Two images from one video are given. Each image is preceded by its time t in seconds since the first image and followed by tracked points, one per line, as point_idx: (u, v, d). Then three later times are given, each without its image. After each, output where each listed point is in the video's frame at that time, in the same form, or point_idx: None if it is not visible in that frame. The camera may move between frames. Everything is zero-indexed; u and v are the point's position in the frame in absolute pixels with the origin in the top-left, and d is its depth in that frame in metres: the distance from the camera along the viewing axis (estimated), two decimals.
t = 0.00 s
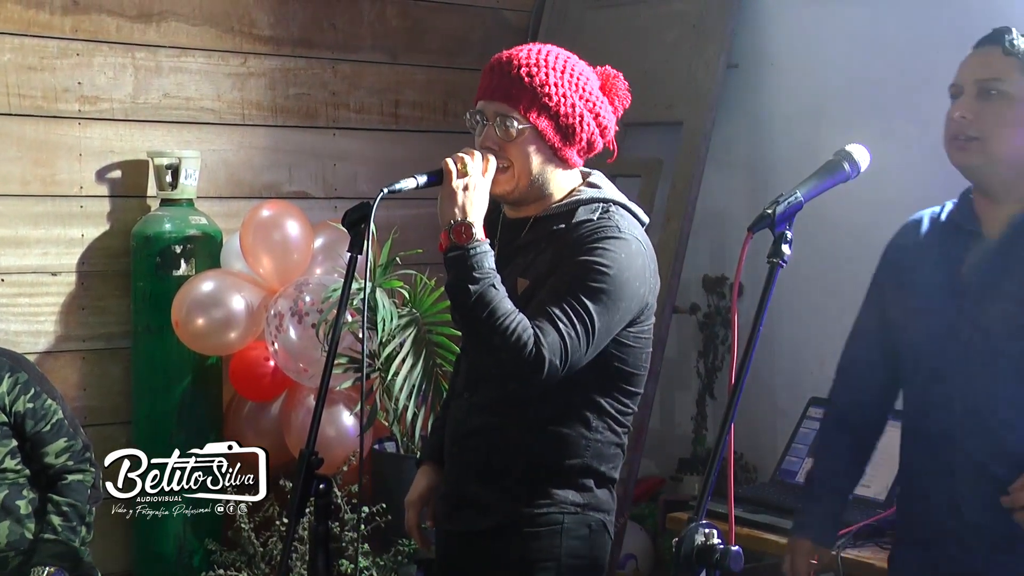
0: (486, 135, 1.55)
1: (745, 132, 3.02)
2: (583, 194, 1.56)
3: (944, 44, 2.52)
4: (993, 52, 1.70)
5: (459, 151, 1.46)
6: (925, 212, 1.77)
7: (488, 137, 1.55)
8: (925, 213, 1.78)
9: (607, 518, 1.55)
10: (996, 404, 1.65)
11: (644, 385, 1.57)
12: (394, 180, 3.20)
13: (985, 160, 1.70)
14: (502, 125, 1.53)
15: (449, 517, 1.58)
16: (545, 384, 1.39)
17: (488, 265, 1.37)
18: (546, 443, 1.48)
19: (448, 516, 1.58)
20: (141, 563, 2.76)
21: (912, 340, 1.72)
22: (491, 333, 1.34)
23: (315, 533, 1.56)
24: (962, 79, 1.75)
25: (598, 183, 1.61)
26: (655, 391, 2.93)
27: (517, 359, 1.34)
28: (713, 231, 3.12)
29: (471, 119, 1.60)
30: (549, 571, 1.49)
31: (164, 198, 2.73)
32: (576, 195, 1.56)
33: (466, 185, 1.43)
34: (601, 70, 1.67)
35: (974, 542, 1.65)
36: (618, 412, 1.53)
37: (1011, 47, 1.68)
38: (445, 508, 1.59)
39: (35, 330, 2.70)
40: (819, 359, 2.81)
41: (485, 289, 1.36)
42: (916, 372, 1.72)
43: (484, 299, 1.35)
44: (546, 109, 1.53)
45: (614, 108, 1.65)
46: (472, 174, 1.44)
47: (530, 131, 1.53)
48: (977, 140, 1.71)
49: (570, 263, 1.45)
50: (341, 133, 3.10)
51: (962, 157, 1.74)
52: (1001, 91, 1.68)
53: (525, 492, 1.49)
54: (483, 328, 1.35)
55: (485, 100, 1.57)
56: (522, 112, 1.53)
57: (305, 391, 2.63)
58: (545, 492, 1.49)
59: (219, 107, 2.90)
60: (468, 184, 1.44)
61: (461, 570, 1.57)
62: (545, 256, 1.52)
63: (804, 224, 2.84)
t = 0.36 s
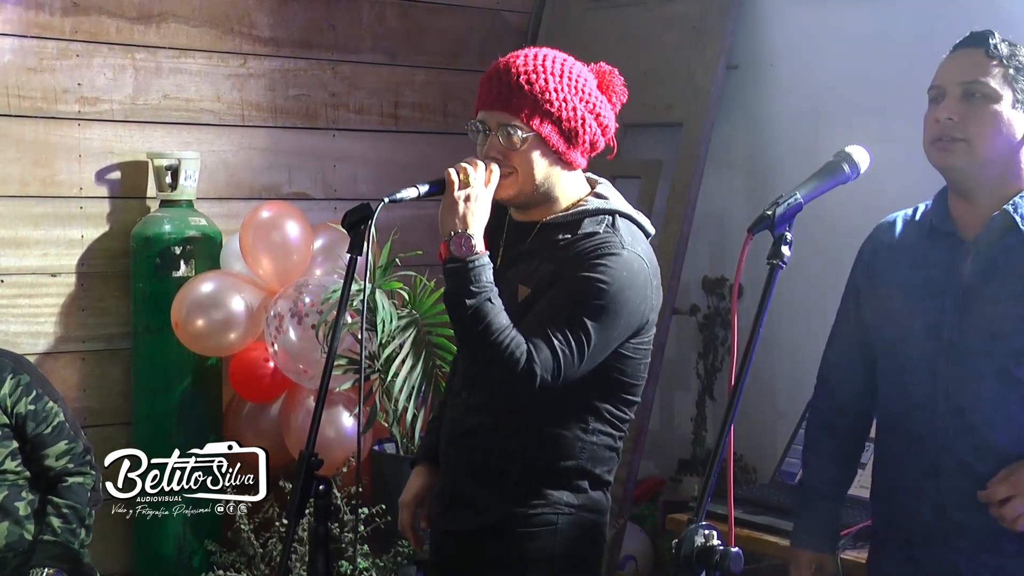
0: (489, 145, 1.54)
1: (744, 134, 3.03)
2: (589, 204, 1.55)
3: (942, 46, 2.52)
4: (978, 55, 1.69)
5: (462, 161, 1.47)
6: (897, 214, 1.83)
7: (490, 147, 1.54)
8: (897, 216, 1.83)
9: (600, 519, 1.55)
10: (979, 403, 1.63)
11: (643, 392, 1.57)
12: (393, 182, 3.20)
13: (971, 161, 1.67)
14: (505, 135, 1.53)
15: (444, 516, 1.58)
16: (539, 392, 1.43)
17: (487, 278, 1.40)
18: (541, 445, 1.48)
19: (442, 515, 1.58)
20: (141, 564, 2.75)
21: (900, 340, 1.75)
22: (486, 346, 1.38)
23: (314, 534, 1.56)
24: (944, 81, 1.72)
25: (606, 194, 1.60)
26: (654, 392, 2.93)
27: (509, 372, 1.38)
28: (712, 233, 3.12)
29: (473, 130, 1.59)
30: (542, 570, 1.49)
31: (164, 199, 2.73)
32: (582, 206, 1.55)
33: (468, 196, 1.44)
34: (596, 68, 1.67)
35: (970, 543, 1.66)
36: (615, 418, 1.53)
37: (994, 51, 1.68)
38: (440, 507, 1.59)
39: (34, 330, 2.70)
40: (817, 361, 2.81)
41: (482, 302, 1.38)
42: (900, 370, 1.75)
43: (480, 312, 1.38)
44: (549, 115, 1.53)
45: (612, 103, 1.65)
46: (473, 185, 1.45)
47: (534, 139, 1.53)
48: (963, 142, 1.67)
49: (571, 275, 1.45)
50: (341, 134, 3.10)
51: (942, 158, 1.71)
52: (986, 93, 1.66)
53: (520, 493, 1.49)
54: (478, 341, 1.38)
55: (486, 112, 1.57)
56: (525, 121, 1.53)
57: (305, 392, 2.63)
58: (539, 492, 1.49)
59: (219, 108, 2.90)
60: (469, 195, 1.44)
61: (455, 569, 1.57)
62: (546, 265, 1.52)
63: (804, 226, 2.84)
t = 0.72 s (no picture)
0: (488, 147, 1.54)
1: (745, 134, 3.02)
2: (595, 205, 1.55)
3: (943, 47, 2.52)
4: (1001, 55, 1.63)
5: (460, 165, 1.46)
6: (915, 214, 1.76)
7: (489, 149, 1.54)
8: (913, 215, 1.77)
9: (603, 520, 1.55)
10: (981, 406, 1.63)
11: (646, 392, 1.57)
12: (393, 182, 3.20)
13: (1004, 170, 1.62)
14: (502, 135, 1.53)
15: (445, 516, 1.58)
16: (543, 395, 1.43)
17: (487, 282, 1.41)
18: (543, 445, 1.48)
19: (443, 516, 1.58)
20: (141, 564, 2.75)
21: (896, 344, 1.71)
22: (488, 350, 1.38)
23: (314, 535, 1.56)
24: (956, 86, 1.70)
25: (611, 196, 1.60)
26: (654, 392, 2.93)
27: (513, 376, 1.38)
28: (713, 233, 3.12)
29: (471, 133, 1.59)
30: (544, 570, 1.49)
31: (163, 200, 2.73)
32: (587, 207, 1.55)
33: (467, 199, 1.44)
34: (592, 66, 1.67)
35: (988, 550, 1.61)
36: (617, 417, 1.53)
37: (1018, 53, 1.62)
38: (441, 507, 1.59)
39: (35, 330, 2.70)
40: (818, 362, 2.81)
41: (484, 307, 1.39)
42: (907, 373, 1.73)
43: (481, 317, 1.38)
44: (546, 111, 1.53)
45: (610, 100, 1.65)
46: (472, 189, 1.45)
47: (533, 136, 1.53)
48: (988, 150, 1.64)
49: (575, 276, 1.45)
50: (341, 134, 3.10)
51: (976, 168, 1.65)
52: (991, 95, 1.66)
53: (521, 492, 1.49)
54: (480, 345, 1.39)
55: (483, 113, 1.57)
56: (523, 118, 1.53)
57: (305, 392, 2.63)
58: (541, 492, 1.49)
59: (219, 108, 2.90)
60: (468, 198, 1.44)
61: (455, 569, 1.57)
62: (549, 266, 1.52)
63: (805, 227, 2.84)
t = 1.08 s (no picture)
0: (484, 133, 1.54)
1: (744, 133, 3.02)
2: (580, 195, 1.55)
3: (942, 47, 2.52)
4: None
5: (457, 149, 1.45)
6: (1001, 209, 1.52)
7: (484, 135, 1.54)
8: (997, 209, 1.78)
9: (607, 519, 1.55)
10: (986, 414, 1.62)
11: (644, 383, 1.56)
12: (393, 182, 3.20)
13: None
14: (501, 122, 1.52)
15: (448, 518, 1.58)
16: (546, 384, 1.38)
17: (489, 261, 1.37)
18: (546, 442, 1.48)
19: (447, 518, 1.58)
20: (140, 564, 2.75)
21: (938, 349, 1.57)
22: (494, 330, 1.33)
23: (314, 536, 1.55)
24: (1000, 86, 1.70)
25: (595, 184, 1.60)
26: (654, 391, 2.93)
27: (520, 357, 1.33)
28: (712, 233, 3.12)
29: (467, 118, 1.58)
30: (550, 571, 1.49)
31: (162, 199, 2.72)
32: (574, 197, 1.55)
33: (465, 182, 1.42)
34: (591, 75, 1.67)
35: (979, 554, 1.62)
36: (618, 410, 1.52)
37: None
38: (444, 509, 1.59)
39: (34, 331, 2.70)
40: (817, 361, 2.81)
41: (488, 285, 1.35)
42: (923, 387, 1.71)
43: (486, 296, 1.34)
44: (546, 106, 1.53)
45: (605, 110, 1.65)
46: (470, 171, 1.43)
47: (529, 128, 1.52)
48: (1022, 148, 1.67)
49: (569, 264, 1.45)
50: (340, 134, 3.10)
51: None
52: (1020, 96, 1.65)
53: (526, 492, 1.49)
54: (486, 325, 1.34)
55: (484, 98, 1.56)
56: (523, 109, 1.52)
57: (304, 391, 2.63)
58: (545, 492, 1.48)
59: (218, 108, 2.90)
60: (466, 181, 1.42)
61: (458, 571, 1.57)
62: (544, 259, 1.52)
63: (803, 227, 2.84)
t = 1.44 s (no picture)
0: (482, 128, 1.53)
1: (745, 131, 3.02)
2: (573, 189, 1.56)
3: (942, 47, 2.53)
4: None
5: (458, 137, 1.45)
6: None
7: (483, 129, 1.53)
8: None
9: (607, 517, 1.55)
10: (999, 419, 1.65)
11: (641, 377, 1.56)
12: (392, 181, 3.20)
13: None
14: (499, 118, 1.52)
15: (448, 517, 1.58)
16: (541, 374, 1.36)
17: (486, 250, 1.36)
18: (544, 439, 1.47)
19: (448, 517, 1.58)
20: (140, 563, 2.75)
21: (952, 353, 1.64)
22: (489, 318, 1.32)
23: (314, 534, 1.55)
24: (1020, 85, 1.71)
25: (587, 179, 1.60)
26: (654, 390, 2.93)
27: (515, 345, 1.31)
28: (712, 232, 3.11)
29: (465, 113, 1.58)
30: (549, 570, 1.49)
31: (163, 198, 2.72)
32: (566, 192, 1.56)
33: (464, 170, 1.42)
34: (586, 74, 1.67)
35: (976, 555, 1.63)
36: (616, 405, 1.52)
37: None
38: (444, 509, 1.59)
39: (34, 329, 2.69)
40: (817, 361, 2.81)
41: (484, 273, 1.34)
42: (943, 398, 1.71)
43: (482, 283, 1.33)
44: (544, 101, 1.54)
45: (601, 109, 1.65)
46: (470, 159, 1.43)
47: (527, 123, 1.52)
48: None
49: (563, 256, 1.45)
50: (340, 133, 3.10)
51: None
52: None
53: (526, 491, 1.49)
54: (481, 312, 1.32)
55: (481, 93, 1.56)
56: (522, 103, 1.52)
57: (305, 390, 2.63)
58: (545, 491, 1.48)
59: (218, 106, 2.90)
60: (465, 170, 1.42)
61: (458, 570, 1.57)
62: (539, 254, 1.52)
63: (804, 226, 2.84)
